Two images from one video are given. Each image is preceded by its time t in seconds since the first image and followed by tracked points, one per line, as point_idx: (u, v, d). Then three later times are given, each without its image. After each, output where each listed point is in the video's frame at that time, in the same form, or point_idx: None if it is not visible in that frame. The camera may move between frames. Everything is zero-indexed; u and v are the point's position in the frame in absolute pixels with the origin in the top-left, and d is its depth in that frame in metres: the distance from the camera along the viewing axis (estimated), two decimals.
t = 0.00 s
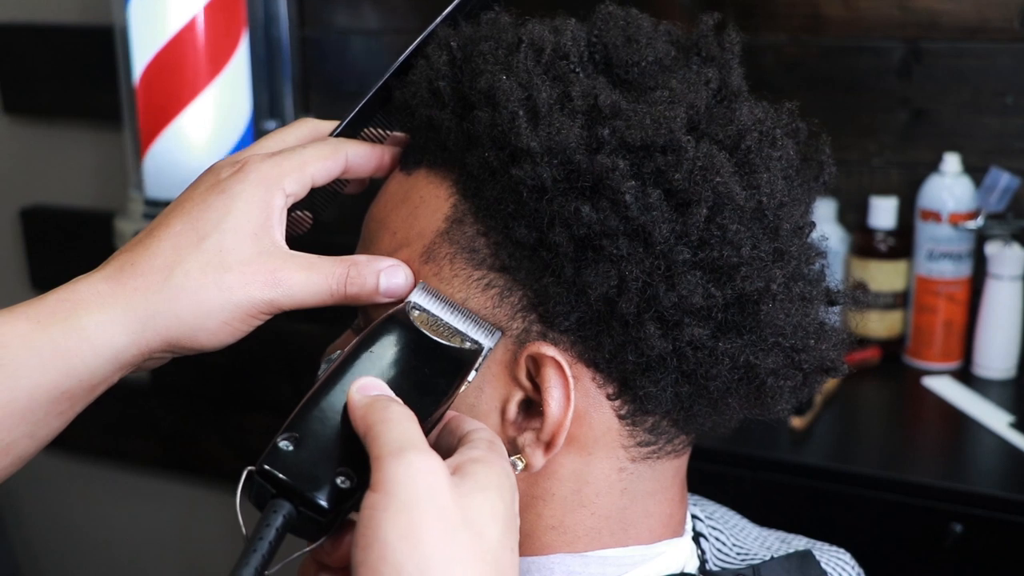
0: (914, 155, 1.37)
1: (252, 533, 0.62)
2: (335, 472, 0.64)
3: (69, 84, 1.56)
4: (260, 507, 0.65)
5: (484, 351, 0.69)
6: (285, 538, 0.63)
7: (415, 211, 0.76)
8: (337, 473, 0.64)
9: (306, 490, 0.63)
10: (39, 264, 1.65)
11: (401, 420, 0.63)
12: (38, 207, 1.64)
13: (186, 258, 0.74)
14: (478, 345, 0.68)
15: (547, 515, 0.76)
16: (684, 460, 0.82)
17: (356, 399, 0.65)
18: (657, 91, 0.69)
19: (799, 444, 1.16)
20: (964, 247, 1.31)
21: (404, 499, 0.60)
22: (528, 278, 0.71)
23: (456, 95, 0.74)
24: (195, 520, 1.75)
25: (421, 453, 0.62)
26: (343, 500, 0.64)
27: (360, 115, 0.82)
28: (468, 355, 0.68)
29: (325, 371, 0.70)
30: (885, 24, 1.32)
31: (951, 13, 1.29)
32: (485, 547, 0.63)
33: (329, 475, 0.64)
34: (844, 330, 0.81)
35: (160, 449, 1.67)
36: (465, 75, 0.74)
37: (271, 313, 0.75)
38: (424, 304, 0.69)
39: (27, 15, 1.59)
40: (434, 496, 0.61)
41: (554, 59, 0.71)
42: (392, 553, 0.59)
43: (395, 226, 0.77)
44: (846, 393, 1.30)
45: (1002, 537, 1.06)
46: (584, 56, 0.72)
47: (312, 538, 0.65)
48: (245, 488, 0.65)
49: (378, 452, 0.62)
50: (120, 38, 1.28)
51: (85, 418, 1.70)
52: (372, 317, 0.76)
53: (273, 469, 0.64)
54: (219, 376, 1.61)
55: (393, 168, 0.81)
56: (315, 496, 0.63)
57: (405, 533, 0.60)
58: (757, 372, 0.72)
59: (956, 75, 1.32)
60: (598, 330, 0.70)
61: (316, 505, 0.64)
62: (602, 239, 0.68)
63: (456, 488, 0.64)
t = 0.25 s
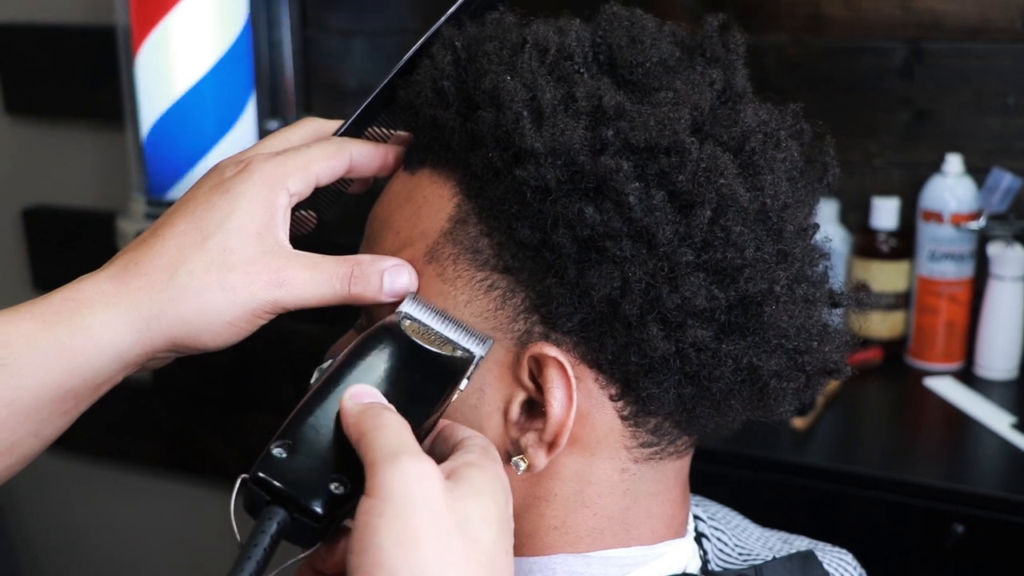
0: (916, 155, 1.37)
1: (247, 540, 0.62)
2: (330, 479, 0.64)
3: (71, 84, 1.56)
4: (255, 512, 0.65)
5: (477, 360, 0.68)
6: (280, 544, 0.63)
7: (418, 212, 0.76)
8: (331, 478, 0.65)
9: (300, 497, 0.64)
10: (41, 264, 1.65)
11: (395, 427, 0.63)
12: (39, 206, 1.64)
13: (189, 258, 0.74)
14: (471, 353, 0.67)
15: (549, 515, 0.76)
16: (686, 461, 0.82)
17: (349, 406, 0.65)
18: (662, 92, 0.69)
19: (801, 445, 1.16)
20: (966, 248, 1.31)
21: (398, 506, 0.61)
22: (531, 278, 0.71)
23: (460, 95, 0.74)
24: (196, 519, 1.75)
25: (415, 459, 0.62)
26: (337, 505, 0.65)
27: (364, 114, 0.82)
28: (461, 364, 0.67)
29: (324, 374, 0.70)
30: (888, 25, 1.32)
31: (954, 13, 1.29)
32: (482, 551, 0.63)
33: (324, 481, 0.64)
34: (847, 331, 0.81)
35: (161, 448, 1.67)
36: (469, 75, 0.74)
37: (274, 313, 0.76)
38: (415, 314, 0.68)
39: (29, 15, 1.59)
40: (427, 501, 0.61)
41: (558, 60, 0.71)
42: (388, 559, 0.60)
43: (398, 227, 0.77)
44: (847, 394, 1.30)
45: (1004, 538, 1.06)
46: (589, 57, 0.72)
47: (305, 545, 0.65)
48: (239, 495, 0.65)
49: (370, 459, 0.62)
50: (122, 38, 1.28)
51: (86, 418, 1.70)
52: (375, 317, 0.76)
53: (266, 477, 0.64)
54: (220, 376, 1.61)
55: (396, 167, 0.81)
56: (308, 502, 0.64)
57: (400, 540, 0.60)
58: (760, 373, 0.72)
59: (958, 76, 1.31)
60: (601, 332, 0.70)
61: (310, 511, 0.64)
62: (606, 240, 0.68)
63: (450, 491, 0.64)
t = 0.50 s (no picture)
0: (917, 155, 1.37)
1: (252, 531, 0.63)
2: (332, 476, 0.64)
3: (73, 84, 1.56)
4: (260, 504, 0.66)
5: (484, 350, 0.68)
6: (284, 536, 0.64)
7: (421, 211, 0.76)
8: (336, 470, 0.65)
9: (305, 487, 0.64)
10: (42, 264, 1.65)
11: (398, 424, 0.63)
12: (40, 207, 1.64)
13: (192, 257, 0.74)
14: (478, 344, 0.68)
15: (551, 515, 0.76)
16: (687, 461, 0.82)
17: (355, 398, 0.65)
18: (665, 92, 0.70)
19: (802, 445, 1.16)
20: (966, 248, 1.31)
21: (397, 503, 0.61)
22: (533, 278, 0.71)
23: (463, 94, 0.74)
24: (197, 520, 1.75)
25: (416, 457, 0.62)
26: (342, 498, 0.65)
27: (368, 113, 0.82)
28: (468, 354, 0.67)
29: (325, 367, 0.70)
30: (889, 25, 1.32)
31: (955, 14, 1.29)
32: (479, 551, 0.63)
33: (329, 473, 0.65)
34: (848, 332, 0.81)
35: (162, 448, 1.67)
36: (472, 74, 0.74)
37: (276, 312, 0.76)
38: (423, 302, 0.68)
39: (30, 15, 1.59)
40: (427, 500, 0.61)
41: (561, 60, 0.71)
42: (383, 557, 0.60)
43: (402, 226, 0.77)
44: (848, 394, 1.30)
45: (1005, 538, 1.06)
46: (591, 57, 0.72)
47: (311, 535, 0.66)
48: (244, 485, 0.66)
49: (374, 453, 0.62)
50: (123, 39, 1.28)
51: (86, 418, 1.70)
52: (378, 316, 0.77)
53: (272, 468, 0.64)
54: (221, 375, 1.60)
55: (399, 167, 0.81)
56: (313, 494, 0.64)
57: (396, 538, 0.60)
58: (761, 373, 0.72)
59: (959, 76, 1.32)
60: (603, 331, 0.70)
61: (315, 503, 0.64)
62: (608, 240, 0.68)
63: (450, 491, 0.64)
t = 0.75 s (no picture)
0: (919, 155, 1.37)
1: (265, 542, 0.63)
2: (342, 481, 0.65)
3: (75, 83, 1.56)
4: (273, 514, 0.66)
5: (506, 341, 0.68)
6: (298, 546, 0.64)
7: (425, 209, 0.76)
8: (349, 483, 0.65)
9: (316, 499, 0.64)
10: (44, 262, 1.65)
11: (414, 426, 0.63)
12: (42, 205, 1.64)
13: (196, 256, 0.74)
14: (499, 338, 0.68)
15: (554, 513, 0.76)
16: (690, 460, 0.82)
17: (372, 401, 0.66)
18: (670, 92, 0.70)
19: (803, 445, 1.17)
20: (968, 247, 1.31)
21: (409, 508, 0.61)
22: (537, 277, 0.71)
23: (468, 93, 0.74)
24: (198, 519, 1.75)
25: (430, 460, 0.62)
26: (354, 509, 0.65)
27: (372, 111, 0.82)
28: (489, 348, 0.67)
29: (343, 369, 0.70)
30: (891, 26, 1.32)
31: (956, 14, 1.29)
32: (487, 558, 0.63)
33: (343, 484, 0.65)
34: (852, 332, 0.81)
35: (163, 447, 1.67)
36: (477, 73, 0.74)
37: (281, 311, 0.76)
38: (446, 291, 0.69)
39: (32, 14, 1.59)
40: (438, 506, 0.61)
41: (567, 59, 0.71)
42: (394, 561, 0.60)
43: (406, 224, 0.77)
44: (849, 394, 1.30)
45: (1007, 538, 1.06)
46: (597, 56, 0.72)
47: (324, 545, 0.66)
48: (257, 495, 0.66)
49: (387, 455, 0.62)
50: (126, 38, 1.28)
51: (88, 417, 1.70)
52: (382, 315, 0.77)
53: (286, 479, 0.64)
54: (223, 374, 1.60)
55: (403, 167, 0.81)
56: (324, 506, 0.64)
57: (407, 542, 0.60)
58: (764, 373, 0.72)
59: (960, 76, 1.32)
60: (607, 330, 0.71)
61: (326, 516, 0.64)
62: (613, 239, 0.68)
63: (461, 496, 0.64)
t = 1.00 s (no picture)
0: (920, 156, 1.37)
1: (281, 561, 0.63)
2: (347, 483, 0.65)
3: (77, 84, 1.56)
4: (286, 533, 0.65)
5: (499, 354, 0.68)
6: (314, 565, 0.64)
7: (426, 211, 0.77)
8: (362, 499, 0.65)
9: (328, 514, 0.63)
10: (45, 264, 1.65)
11: (421, 434, 0.63)
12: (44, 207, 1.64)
13: (197, 260, 0.74)
14: (493, 350, 0.67)
15: (554, 515, 0.76)
16: (690, 462, 0.82)
17: (377, 414, 0.66)
18: (670, 94, 0.70)
19: (804, 445, 1.17)
20: (968, 249, 1.31)
21: (418, 516, 0.61)
22: (538, 280, 0.71)
23: (468, 96, 0.74)
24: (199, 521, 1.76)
25: (438, 468, 0.63)
26: (367, 524, 0.65)
27: (374, 114, 0.82)
28: (483, 361, 0.67)
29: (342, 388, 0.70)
30: (891, 27, 1.32)
31: (957, 16, 1.29)
32: (496, 565, 0.64)
33: (356, 500, 0.65)
34: (851, 333, 0.82)
35: (165, 448, 1.67)
36: (477, 76, 0.74)
37: (281, 314, 0.76)
38: (437, 307, 0.68)
39: (34, 16, 1.60)
40: (447, 513, 0.62)
41: (567, 62, 0.71)
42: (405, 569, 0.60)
43: (407, 226, 0.78)
44: (850, 395, 1.30)
45: (1007, 539, 1.06)
46: (597, 59, 0.72)
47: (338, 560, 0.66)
48: (270, 513, 0.65)
49: (395, 465, 0.63)
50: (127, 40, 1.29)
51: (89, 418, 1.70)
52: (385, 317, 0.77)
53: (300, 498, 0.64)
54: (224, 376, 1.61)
55: (404, 169, 0.81)
56: (338, 523, 0.64)
57: (417, 549, 0.60)
58: (764, 374, 0.73)
59: (961, 77, 1.32)
60: (607, 332, 0.71)
61: (340, 531, 0.64)
62: (613, 241, 0.68)
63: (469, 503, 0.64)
